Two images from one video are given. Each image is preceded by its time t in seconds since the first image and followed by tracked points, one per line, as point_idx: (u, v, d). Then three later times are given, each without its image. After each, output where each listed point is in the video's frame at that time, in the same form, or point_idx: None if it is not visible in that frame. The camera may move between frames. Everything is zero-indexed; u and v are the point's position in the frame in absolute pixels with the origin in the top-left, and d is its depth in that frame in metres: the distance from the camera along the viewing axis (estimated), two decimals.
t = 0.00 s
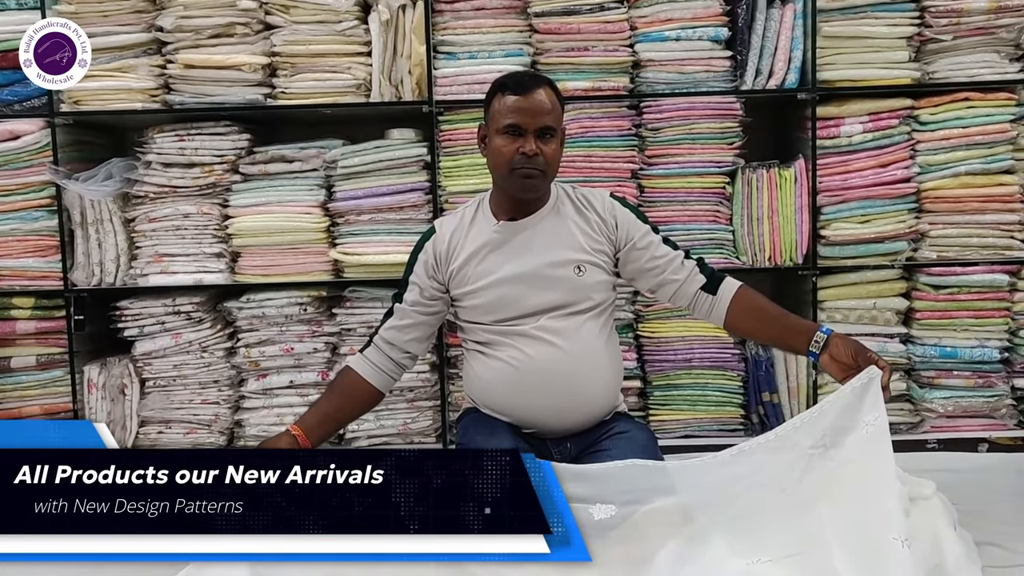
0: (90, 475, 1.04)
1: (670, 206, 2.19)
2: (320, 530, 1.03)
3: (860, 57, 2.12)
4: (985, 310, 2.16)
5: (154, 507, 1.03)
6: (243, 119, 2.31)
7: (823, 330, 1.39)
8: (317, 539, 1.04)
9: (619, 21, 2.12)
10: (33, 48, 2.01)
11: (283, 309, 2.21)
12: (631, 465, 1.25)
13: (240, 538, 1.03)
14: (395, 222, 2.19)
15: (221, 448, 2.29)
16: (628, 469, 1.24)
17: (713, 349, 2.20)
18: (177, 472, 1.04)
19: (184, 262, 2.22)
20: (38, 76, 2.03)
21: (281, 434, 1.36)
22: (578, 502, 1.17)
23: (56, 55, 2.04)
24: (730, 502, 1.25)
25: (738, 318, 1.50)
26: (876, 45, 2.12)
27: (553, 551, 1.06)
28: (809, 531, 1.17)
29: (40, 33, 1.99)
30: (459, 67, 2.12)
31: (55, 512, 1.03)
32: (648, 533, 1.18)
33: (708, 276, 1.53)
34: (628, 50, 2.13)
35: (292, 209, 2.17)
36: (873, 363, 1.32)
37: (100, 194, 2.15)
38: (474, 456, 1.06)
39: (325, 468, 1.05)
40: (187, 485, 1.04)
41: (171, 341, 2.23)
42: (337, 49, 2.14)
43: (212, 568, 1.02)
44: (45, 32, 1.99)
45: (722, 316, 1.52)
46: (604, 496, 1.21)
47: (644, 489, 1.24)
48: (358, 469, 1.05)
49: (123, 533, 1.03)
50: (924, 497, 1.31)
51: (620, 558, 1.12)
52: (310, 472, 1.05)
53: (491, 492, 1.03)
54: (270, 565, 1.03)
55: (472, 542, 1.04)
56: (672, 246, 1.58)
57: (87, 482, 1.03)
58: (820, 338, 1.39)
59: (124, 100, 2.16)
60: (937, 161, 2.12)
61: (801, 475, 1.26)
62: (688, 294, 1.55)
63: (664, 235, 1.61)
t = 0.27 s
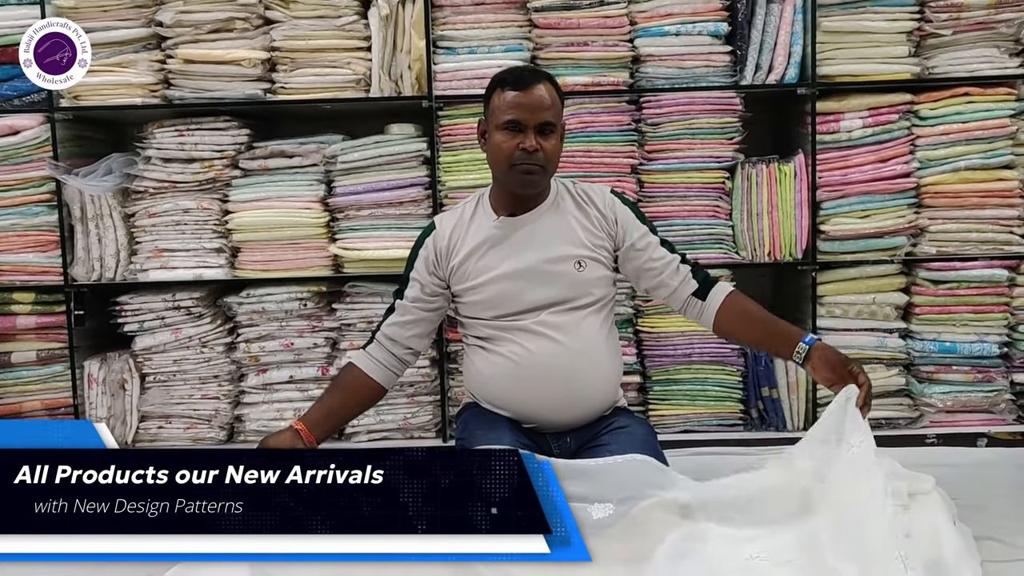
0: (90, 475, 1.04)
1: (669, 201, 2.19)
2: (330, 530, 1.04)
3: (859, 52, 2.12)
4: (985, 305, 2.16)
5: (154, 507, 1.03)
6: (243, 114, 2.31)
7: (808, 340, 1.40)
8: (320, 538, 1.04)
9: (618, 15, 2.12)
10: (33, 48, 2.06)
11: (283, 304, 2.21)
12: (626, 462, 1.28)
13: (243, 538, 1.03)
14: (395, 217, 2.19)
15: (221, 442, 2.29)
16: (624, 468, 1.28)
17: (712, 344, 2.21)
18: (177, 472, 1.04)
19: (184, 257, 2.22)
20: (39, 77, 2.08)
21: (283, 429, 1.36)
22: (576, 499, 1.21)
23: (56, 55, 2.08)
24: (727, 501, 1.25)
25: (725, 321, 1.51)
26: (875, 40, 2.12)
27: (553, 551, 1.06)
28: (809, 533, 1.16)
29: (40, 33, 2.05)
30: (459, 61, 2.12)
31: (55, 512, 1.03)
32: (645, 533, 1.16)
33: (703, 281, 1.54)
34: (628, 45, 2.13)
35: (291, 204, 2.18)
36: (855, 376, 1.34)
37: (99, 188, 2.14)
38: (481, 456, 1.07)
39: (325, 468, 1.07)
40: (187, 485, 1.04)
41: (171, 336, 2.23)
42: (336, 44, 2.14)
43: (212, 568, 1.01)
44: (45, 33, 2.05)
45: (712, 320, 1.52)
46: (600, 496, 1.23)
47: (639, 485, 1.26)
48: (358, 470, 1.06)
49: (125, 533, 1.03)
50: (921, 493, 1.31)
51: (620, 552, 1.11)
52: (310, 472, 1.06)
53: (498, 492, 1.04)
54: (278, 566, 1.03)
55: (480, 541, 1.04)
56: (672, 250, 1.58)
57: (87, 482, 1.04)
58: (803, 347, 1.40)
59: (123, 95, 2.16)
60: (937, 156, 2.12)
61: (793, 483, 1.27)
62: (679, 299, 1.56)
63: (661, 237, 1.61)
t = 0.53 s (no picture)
0: (90, 475, 1.05)
1: (669, 199, 2.19)
2: (339, 530, 1.04)
3: (860, 51, 2.12)
4: (984, 303, 2.16)
5: (153, 507, 1.04)
6: (243, 112, 2.32)
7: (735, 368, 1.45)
8: (321, 538, 1.04)
9: (618, 14, 2.12)
10: (34, 48, 2.03)
11: (284, 302, 2.22)
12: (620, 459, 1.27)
13: (244, 538, 1.03)
14: (395, 215, 2.19)
15: (221, 440, 2.29)
16: (621, 463, 1.27)
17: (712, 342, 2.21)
18: (177, 472, 1.05)
19: (184, 255, 2.22)
20: (38, 76, 2.05)
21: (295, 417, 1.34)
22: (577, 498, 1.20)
23: (56, 55, 2.06)
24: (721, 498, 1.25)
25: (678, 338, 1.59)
26: (875, 38, 2.12)
27: (553, 552, 1.07)
28: (805, 518, 1.18)
29: (40, 34, 2.02)
30: (459, 60, 2.13)
31: (55, 513, 1.04)
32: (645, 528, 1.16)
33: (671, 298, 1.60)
34: (628, 43, 2.13)
35: (292, 202, 2.18)
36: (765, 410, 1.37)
37: (99, 186, 2.15)
38: (487, 455, 1.08)
39: (326, 468, 1.07)
40: (187, 485, 1.05)
41: (171, 334, 2.23)
42: (337, 42, 2.14)
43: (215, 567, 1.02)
44: (45, 33, 2.03)
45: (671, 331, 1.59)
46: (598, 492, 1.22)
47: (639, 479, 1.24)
48: (359, 469, 1.07)
49: (126, 533, 1.03)
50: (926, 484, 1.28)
51: (621, 551, 1.11)
52: (310, 472, 1.07)
53: (506, 492, 1.06)
54: (290, 566, 1.03)
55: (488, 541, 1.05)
56: (664, 270, 1.61)
57: (87, 482, 1.04)
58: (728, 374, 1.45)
59: (123, 93, 2.16)
60: (937, 154, 2.12)
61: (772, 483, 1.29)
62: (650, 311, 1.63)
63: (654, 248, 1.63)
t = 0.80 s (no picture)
0: (90, 475, 1.05)
1: (669, 196, 2.19)
2: (339, 530, 1.05)
3: (860, 47, 2.12)
4: (983, 301, 2.16)
5: (154, 507, 1.04)
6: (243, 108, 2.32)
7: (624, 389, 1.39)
8: (321, 538, 1.04)
9: (618, 10, 2.11)
10: (34, 48, 2.08)
11: (283, 298, 2.22)
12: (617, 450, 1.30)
13: (244, 539, 1.04)
14: (394, 211, 2.19)
15: (220, 436, 2.29)
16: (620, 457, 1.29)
17: (711, 339, 2.21)
18: (177, 472, 1.05)
19: (184, 251, 2.22)
20: (38, 76, 2.10)
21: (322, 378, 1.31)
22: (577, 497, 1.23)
23: (56, 55, 2.09)
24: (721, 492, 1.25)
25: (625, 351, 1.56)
26: (875, 35, 2.11)
27: (553, 552, 1.07)
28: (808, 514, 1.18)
29: (40, 33, 2.07)
30: (459, 56, 2.12)
31: (55, 512, 1.04)
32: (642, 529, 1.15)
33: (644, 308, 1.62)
34: (628, 40, 2.13)
35: (291, 198, 2.18)
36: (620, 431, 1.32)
37: (99, 182, 2.15)
38: (487, 455, 1.07)
39: (325, 468, 1.07)
40: (187, 485, 1.05)
41: (170, 330, 2.23)
42: (337, 38, 2.14)
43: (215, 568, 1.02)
44: (45, 32, 2.07)
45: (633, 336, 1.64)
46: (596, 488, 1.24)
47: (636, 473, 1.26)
48: (358, 469, 1.07)
49: (126, 533, 1.04)
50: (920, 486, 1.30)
51: (621, 547, 1.12)
52: (310, 472, 1.07)
53: (506, 492, 1.06)
54: (290, 567, 1.03)
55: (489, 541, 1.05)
56: (648, 280, 1.61)
57: (87, 482, 1.05)
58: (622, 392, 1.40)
59: (123, 88, 2.16)
60: (937, 151, 2.13)
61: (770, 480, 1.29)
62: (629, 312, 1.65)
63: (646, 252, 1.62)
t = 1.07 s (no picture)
0: (90, 475, 1.06)
1: (669, 194, 2.19)
2: (339, 530, 1.05)
3: (860, 45, 2.11)
4: (982, 299, 2.16)
5: (154, 507, 1.05)
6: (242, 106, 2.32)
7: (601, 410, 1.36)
8: (320, 538, 1.04)
9: (618, 8, 2.11)
10: (34, 48, 2.10)
11: (283, 296, 2.22)
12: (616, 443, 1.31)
13: (244, 538, 1.04)
14: (394, 209, 2.19)
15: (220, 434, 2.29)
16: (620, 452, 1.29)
17: (711, 337, 2.22)
18: (177, 472, 1.06)
19: (183, 248, 2.22)
20: (38, 76, 2.12)
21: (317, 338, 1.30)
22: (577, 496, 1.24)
23: (56, 55, 2.12)
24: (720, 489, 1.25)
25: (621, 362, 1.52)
26: (875, 33, 2.11)
27: (553, 551, 1.06)
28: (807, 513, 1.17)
29: (40, 33, 2.10)
30: (459, 54, 2.12)
31: (55, 512, 1.05)
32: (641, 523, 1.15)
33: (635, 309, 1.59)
34: (628, 38, 2.12)
35: (291, 196, 2.18)
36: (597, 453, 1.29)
37: (98, 180, 2.15)
38: (487, 455, 1.09)
39: (325, 468, 1.07)
40: (187, 485, 1.06)
41: (170, 328, 2.23)
42: (336, 36, 2.14)
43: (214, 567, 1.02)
44: (45, 33, 2.10)
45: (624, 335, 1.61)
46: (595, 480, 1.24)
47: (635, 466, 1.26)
48: (358, 469, 1.07)
49: (126, 533, 1.04)
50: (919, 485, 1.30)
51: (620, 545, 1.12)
52: (310, 472, 1.07)
53: (506, 492, 1.07)
54: (290, 566, 1.03)
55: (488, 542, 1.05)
56: (641, 282, 1.56)
57: (87, 482, 1.06)
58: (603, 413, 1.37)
59: (122, 86, 2.15)
60: (936, 149, 2.13)
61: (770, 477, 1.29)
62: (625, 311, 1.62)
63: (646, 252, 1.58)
